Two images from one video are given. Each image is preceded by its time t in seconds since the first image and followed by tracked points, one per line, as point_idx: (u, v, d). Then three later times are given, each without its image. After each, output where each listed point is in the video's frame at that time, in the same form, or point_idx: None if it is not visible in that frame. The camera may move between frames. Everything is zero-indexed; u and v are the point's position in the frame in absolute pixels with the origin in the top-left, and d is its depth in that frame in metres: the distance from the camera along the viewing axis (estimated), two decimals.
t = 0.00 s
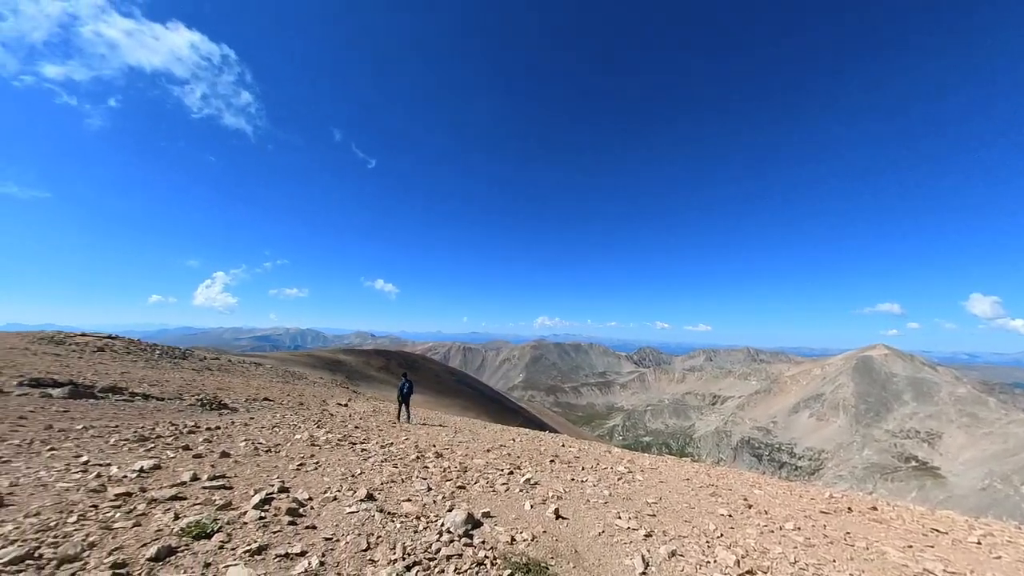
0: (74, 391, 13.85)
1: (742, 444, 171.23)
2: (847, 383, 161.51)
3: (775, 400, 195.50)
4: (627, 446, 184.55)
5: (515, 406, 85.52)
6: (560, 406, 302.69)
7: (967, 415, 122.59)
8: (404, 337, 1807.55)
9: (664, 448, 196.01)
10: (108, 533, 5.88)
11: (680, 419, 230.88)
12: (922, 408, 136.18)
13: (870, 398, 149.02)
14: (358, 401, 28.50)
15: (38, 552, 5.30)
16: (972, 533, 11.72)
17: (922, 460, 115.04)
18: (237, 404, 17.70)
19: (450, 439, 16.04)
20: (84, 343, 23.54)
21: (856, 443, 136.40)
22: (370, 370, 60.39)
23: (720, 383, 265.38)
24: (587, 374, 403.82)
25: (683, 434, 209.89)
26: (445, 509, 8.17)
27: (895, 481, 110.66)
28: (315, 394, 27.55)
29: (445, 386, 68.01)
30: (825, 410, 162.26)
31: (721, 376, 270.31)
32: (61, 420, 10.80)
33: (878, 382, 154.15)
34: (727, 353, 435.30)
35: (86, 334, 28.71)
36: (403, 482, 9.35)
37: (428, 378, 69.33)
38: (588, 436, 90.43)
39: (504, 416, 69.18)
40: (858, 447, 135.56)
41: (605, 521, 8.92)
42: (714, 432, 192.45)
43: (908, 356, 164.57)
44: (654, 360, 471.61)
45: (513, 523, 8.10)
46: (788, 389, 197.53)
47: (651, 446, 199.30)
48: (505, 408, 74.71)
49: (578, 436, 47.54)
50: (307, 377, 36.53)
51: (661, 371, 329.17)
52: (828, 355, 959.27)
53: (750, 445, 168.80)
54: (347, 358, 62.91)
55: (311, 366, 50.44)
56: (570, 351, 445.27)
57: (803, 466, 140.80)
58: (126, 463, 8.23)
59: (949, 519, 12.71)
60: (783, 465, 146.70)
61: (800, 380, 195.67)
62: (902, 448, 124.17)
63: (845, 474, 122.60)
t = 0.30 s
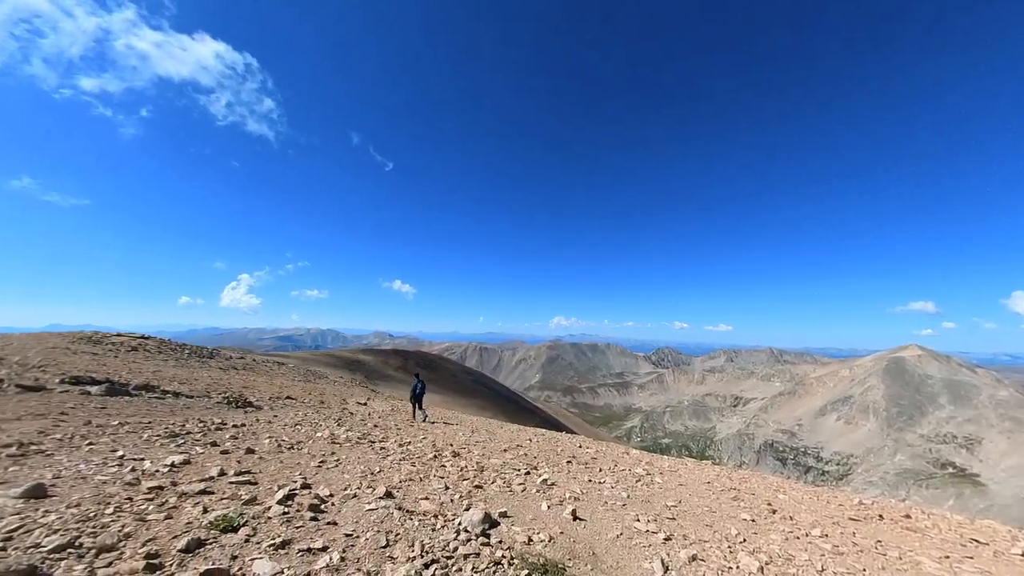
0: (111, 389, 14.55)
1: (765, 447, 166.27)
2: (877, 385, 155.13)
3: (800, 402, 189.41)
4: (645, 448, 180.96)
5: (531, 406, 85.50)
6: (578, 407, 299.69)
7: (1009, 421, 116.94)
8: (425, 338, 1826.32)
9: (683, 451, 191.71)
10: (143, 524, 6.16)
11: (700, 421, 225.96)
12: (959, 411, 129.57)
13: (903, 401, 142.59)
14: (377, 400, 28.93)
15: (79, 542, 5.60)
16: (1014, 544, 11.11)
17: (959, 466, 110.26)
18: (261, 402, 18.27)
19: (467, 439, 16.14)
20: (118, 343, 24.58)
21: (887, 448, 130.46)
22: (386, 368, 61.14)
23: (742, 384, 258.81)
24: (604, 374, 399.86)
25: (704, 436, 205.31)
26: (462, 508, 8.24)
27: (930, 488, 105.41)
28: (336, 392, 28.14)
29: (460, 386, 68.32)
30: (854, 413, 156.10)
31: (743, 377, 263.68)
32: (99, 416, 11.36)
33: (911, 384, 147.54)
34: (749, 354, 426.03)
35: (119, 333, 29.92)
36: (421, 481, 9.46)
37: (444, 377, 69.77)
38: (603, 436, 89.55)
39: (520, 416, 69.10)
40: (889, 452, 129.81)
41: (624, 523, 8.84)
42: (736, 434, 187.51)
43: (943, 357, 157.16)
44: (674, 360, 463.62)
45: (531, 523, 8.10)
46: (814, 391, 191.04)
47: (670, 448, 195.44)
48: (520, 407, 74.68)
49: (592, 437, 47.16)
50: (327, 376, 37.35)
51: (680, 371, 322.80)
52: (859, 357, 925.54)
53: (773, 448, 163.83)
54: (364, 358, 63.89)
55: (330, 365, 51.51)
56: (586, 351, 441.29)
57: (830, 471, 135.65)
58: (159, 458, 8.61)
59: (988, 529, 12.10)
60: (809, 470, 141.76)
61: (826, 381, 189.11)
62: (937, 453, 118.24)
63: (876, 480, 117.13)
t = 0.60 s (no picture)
0: (144, 387, 15.23)
1: (789, 450, 160.67)
2: (910, 388, 148.03)
3: (828, 406, 182.54)
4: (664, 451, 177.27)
5: (547, 406, 85.15)
6: (595, 408, 296.03)
7: None
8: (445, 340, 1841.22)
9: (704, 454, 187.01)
10: (174, 517, 6.45)
11: (721, 423, 220.22)
12: (1000, 415, 122.24)
13: (938, 405, 135.41)
14: (395, 400, 29.30)
15: (116, 531, 5.90)
16: None
17: (1001, 473, 103.69)
18: (285, 400, 18.76)
19: (484, 438, 16.23)
20: (149, 343, 25.61)
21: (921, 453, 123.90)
22: (403, 368, 61.84)
23: (765, 385, 251.29)
24: (622, 375, 394.94)
25: (725, 439, 199.94)
26: (479, 508, 8.29)
27: (969, 496, 99.48)
28: (355, 391, 28.67)
29: (475, 385, 68.57)
30: (885, 416, 149.20)
31: (766, 379, 256.10)
32: (133, 412, 11.88)
33: (947, 387, 140.25)
34: (772, 355, 414.60)
35: (150, 334, 31.11)
36: (439, 480, 9.58)
37: (460, 377, 70.10)
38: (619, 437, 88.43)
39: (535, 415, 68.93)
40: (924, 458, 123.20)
41: (643, 526, 8.71)
42: (759, 437, 181.79)
43: (982, 358, 149.04)
44: (694, 361, 454.65)
45: (548, 524, 8.09)
46: (842, 394, 184.13)
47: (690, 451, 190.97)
48: (535, 407, 74.53)
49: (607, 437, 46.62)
50: (347, 376, 38.08)
51: (701, 372, 315.80)
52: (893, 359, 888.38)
53: (798, 452, 158.20)
54: (382, 358, 64.77)
55: (349, 365, 52.49)
56: (603, 352, 436.43)
57: (860, 477, 129.84)
58: (189, 453, 8.96)
59: None
60: (836, 475, 136.11)
61: (854, 383, 182.11)
62: (976, 459, 111.65)
63: (909, 487, 111.53)
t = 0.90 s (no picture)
0: (175, 385, 15.85)
1: (816, 455, 154.78)
2: (946, 391, 140.79)
3: (858, 409, 175.44)
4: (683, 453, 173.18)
5: (564, 406, 84.65)
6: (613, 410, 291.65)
7: None
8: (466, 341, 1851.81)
9: (725, 457, 181.92)
10: (203, 510, 6.70)
11: (744, 425, 214.16)
12: None
13: (977, 409, 128.16)
14: (414, 399, 29.58)
15: (150, 524, 6.17)
16: None
17: None
18: (306, 399, 19.23)
19: (501, 438, 16.27)
20: (179, 343, 26.60)
21: (959, 459, 117.26)
22: (419, 367, 62.34)
23: (789, 387, 243.58)
24: (641, 376, 389.19)
25: (748, 442, 194.18)
26: (496, 507, 8.31)
27: (1012, 506, 93.63)
28: (374, 391, 29.15)
29: (491, 385, 68.68)
30: (919, 421, 142.18)
31: (790, 380, 248.27)
32: (164, 409, 12.38)
33: (986, 390, 132.90)
34: (797, 356, 402.22)
35: (179, 333, 32.26)
36: (456, 478, 9.67)
37: (476, 377, 70.25)
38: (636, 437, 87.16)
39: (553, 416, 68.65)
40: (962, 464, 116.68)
41: (662, 529, 8.58)
42: (784, 441, 175.76)
43: None
44: (714, 362, 444.36)
45: (565, 525, 8.05)
46: (872, 397, 176.90)
47: (712, 454, 186.07)
48: (552, 407, 74.18)
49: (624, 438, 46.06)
50: (366, 375, 38.72)
51: (722, 373, 308.26)
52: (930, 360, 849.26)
53: (826, 456, 152.27)
54: (399, 357, 65.42)
55: (368, 364, 53.28)
56: (621, 352, 430.80)
57: (893, 483, 123.84)
58: (216, 449, 9.29)
59: None
60: (866, 481, 130.16)
61: (885, 385, 174.65)
62: (1019, 467, 105.10)
63: (945, 494, 105.78)
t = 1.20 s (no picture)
0: (203, 383, 16.48)
1: (845, 460, 148.60)
2: (985, 394, 133.51)
3: (889, 412, 168.16)
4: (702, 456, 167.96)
5: (581, 407, 84.00)
6: (630, 411, 286.47)
7: None
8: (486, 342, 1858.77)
9: (747, 460, 176.11)
10: (230, 505, 6.93)
11: (767, 428, 207.79)
12: None
13: (1019, 413, 120.99)
14: (431, 399, 29.87)
15: (181, 516, 6.44)
16: None
17: None
18: (327, 397, 19.68)
19: (518, 438, 16.28)
20: (207, 342, 27.55)
21: (999, 467, 110.73)
22: (435, 366, 62.84)
23: (815, 389, 235.65)
24: (659, 376, 382.90)
25: (772, 445, 188.08)
26: (514, 507, 8.32)
27: None
28: (393, 390, 29.59)
29: (507, 385, 68.70)
30: (956, 425, 135.10)
31: (816, 382, 240.21)
32: (193, 406, 12.89)
33: None
34: (823, 357, 390.07)
35: (206, 333, 33.36)
36: (473, 478, 9.74)
37: (492, 377, 70.35)
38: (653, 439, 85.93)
39: (569, 416, 68.26)
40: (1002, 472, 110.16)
41: (681, 533, 8.44)
42: (810, 444, 169.31)
43: None
44: (737, 363, 434.05)
45: (583, 527, 8.00)
46: (905, 400, 169.38)
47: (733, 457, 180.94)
48: (568, 407, 73.75)
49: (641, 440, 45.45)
50: (384, 375, 39.32)
51: (744, 374, 300.35)
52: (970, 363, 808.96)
53: (855, 461, 146.10)
54: (416, 357, 66.09)
55: (386, 364, 54.08)
56: (639, 352, 424.56)
57: (927, 490, 117.69)
58: (242, 445, 9.61)
59: None
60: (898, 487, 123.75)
61: (919, 388, 167.02)
62: None
63: (985, 502, 99.89)
